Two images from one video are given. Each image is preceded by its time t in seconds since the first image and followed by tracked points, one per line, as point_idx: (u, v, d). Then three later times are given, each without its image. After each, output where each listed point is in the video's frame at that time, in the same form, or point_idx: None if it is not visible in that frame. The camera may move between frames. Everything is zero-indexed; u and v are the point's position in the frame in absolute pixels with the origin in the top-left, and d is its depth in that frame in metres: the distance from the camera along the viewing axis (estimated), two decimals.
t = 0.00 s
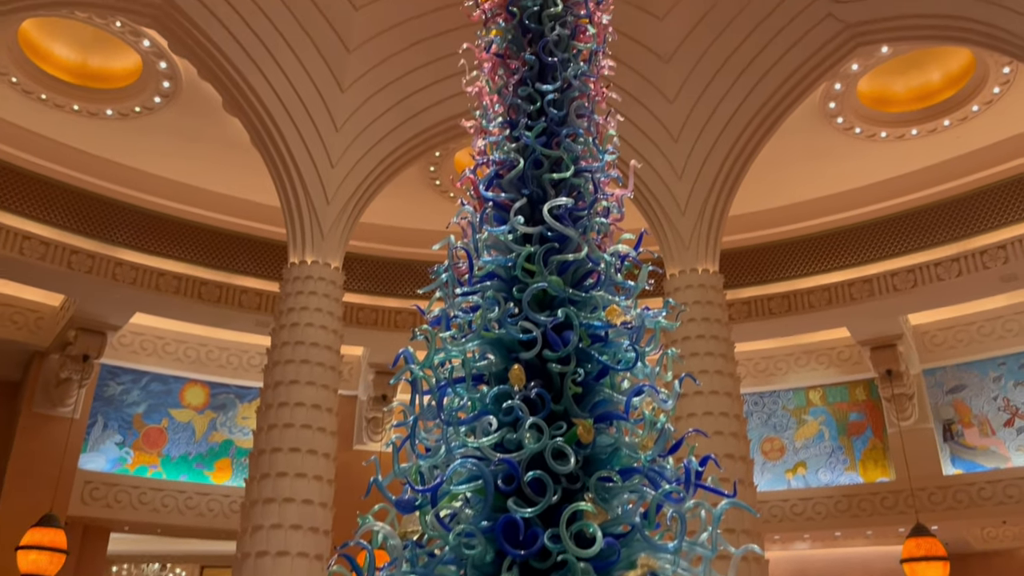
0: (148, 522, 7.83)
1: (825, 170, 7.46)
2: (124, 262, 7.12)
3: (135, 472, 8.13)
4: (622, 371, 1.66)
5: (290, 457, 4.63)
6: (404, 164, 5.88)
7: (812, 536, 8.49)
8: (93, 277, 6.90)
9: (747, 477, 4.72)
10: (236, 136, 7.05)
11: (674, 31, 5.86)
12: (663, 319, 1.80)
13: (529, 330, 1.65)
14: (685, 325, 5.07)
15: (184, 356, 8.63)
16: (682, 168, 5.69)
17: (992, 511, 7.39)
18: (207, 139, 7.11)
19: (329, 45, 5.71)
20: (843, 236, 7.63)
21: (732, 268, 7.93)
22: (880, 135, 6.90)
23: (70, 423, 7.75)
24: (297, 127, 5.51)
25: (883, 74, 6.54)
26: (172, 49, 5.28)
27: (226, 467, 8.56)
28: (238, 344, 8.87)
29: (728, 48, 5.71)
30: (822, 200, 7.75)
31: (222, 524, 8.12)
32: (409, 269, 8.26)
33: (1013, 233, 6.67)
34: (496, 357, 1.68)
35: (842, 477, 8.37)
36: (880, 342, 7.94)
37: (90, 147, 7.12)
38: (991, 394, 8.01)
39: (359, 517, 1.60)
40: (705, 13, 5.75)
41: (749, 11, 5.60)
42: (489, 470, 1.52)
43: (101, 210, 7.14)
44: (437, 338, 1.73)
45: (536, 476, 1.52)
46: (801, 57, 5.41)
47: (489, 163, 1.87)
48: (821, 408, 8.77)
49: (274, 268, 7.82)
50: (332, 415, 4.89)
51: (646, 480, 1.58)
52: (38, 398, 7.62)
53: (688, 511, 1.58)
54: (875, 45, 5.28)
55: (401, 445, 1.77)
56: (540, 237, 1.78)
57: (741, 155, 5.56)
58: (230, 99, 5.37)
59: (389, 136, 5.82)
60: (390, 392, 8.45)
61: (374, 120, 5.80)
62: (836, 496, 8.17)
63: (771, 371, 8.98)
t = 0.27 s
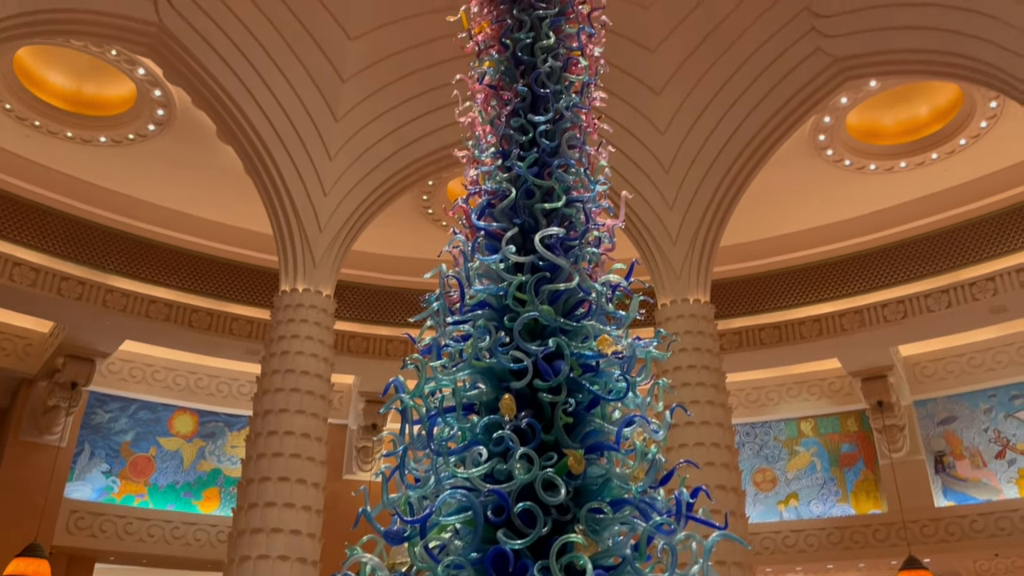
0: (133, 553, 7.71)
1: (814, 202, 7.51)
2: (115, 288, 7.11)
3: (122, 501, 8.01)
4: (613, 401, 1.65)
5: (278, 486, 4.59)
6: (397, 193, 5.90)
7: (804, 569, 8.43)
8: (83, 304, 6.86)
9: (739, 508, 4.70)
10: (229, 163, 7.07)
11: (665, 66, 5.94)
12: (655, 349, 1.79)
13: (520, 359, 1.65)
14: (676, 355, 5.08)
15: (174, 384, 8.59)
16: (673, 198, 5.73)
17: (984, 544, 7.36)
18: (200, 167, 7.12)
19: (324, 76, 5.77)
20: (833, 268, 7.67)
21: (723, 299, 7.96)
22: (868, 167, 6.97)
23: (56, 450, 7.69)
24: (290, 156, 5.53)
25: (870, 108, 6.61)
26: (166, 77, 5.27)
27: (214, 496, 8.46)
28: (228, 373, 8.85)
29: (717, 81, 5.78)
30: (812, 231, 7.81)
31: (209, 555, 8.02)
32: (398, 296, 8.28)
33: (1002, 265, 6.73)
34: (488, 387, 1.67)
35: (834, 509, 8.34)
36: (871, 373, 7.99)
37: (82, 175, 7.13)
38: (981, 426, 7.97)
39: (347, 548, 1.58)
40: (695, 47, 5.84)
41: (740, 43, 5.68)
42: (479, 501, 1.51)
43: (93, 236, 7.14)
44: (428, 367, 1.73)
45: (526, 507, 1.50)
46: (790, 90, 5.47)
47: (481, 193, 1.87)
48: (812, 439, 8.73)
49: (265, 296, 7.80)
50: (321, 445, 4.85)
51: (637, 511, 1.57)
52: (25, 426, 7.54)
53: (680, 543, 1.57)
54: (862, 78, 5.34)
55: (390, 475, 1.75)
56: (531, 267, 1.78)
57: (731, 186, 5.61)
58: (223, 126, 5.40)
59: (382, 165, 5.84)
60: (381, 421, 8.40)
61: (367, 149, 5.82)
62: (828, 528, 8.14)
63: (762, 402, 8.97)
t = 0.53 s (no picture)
0: None
1: (805, 234, 7.56)
2: (106, 318, 7.07)
3: (108, 533, 7.93)
4: (604, 434, 1.65)
5: (268, 519, 4.54)
6: (390, 224, 5.92)
7: None
8: (74, 333, 6.83)
9: (733, 542, 4.66)
10: (223, 194, 7.09)
11: (657, 99, 5.96)
12: (646, 382, 1.79)
13: (512, 391, 1.64)
14: (668, 387, 5.06)
15: (163, 415, 8.48)
16: (666, 230, 5.76)
17: None
18: (194, 197, 7.14)
19: (319, 108, 5.80)
20: (825, 300, 7.69)
21: (715, 331, 7.96)
22: (858, 202, 7.03)
23: (42, 482, 7.56)
24: (283, 187, 5.55)
25: (862, 142, 6.77)
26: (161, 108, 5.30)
27: (202, 529, 8.37)
28: (219, 404, 8.80)
29: (709, 115, 5.81)
30: (804, 263, 7.86)
31: None
32: (391, 327, 8.20)
33: (992, 299, 6.75)
34: (479, 419, 1.66)
35: (829, 543, 8.27)
36: (864, 406, 8.02)
37: (75, 205, 7.19)
38: (975, 459, 7.94)
39: None
40: (687, 81, 5.86)
41: (732, 78, 5.71)
42: (469, 535, 1.50)
43: (84, 266, 7.06)
44: (419, 399, 1.72)
45: (517, 541, 1.49)
46: (780, 124, 5.54)
47: (474, 224, 1.88)
48: (806, 471, 8.68)
49: (257, 326, 7.78)
50: (311, 477, 4.81)
51: (628, 546, 1.56)
52: (11, 458, 7.40)
53: None
54: (851, 113, 5.42)
55: (379, 509, 1.73)
56: (523, 298, 1.78)
57: (722, 218, 5.66)
58: (217, 156, 5.43)
59: (376, 195, 5.85)
60: (372, 453, 8.33)
61: (361, 180, 5.84)
62: (822, 563, 8.11)
63: (755, 434, 8.94)
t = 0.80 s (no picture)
0: None
1: (798, 269, 7.59)
2: (98, 351, 7.02)
3: (96, 570, 7.85)
4: (598, 470, 1.64)
5: (258, 555, 4.47)
6: (384, 257, 5.94)
7: None
8: (66, 367, 6.77)
9: None
10: (218, 227, 7.11)
11: (651, 133, 5.97)
12: (640, 417, 1.78)
13: (505, 427, 1.63)
14: (663, 422, 5.03)
15: (154, 448, 8.42)
16: (660, 264, 5.78)
17: None
18: (189, 230, 7.16)
19: (315, 142, 5.84)
20: (819, 335, 7.71)
21: (710, 365, 7.96)
22: (851, 237, 7.08)
23: (30, 518, 7.46)
24: (278, 220, 5.57)
25: (853, 177, 6.80)
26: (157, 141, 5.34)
27: (191, 565, 8.31)
28: (211, 438, 8.68)
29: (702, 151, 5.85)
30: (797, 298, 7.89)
31: None
32: (386, 360, 8.21)
33: (985, 334, 6.77)
34: (471, 454, 1.65)
35: None
36: (859, 441, 8.00)
37: (70, 237, 7.15)
38: (971, 494, 7.88)
39: None
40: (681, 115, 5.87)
41: (724, 114, 5.75)
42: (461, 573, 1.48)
43: (79, 298, 7.09)
44: (411, 434, 1.70)
45: None
46: (772, 160, 5.59)
47: (468, 258, 1.88)
48: (801, 507, 8.60)
49: (250, 359, 7.75)
50: (303, 512, 4.75)
51: None
52: None
53: None
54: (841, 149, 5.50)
55: (371, 545, 1.71)
56: (516, 332, 1.78)
57: (715, 252, 5.69)
58: (212, 190, 5.45)
59: (370, 229, 5.89)
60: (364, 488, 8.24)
61: (356, 214, 5.87)
62: None
63: (750, 469, 8.90)
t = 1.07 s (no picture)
0: None
1: (791, 301, 7.62)
2: (89, 380, 6.94)
3: None
4: (591, 503, 1.63)
5: None
6: (377, 287, 5.95)
7: None
8: (56, 396, 6.68)
9: None
10: (212, 256, 7.12)
11: (644, 166, 6.01)
12: (633, 449, 1.77)
13: (497, 458, 1.62)
14: (657, 454, 5.00)
15: (143, 478, 8.35)
16: (653, 295, 5.79)
17: None
18: (183, 258, 7.16)
19: (310, 172, 5.85)
20: (812, 367, 7.70)
21: (703, 397, 7.94)
22: (844, 268, 7.11)
23: (17, 548, 7.29)
24: (272, 249, 5.57)
25: (844, 211, 6.91)
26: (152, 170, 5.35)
27: None
28: (201, 468, 8.67)
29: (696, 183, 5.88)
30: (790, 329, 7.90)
31: None
32: (380, 390, 8.18)
33: (978, 366, 6.78)
34: (463, 486, 1.63)
35: None
36: (853, 474, 7.97)
37: (63, 265, 7.14)
38: (965, 528, 7.76)
39: None
40: (677, 145, 5.89)
41: (717, 146, 5.77)
42: None
43: (68, 326, 7.02)
44: (402, 466, 1.69)
45: None
46: (765, 192, 5.63)
47: (461, 288, 1.88)
48: (796, 541, 8.51)
49: (241, 389, 7.71)
50: (292, 544, 4.70)
51: None
52: None
53: None
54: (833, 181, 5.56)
55: None
56: (509, 363, 1.77)
57: (709, 283, 5.70)
58: (206, 218, 5.45)
59: (365, 258, 5.89)
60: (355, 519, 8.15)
61: (350, 244, 5.88)
62: None
63: (745, 502, 8.86)
